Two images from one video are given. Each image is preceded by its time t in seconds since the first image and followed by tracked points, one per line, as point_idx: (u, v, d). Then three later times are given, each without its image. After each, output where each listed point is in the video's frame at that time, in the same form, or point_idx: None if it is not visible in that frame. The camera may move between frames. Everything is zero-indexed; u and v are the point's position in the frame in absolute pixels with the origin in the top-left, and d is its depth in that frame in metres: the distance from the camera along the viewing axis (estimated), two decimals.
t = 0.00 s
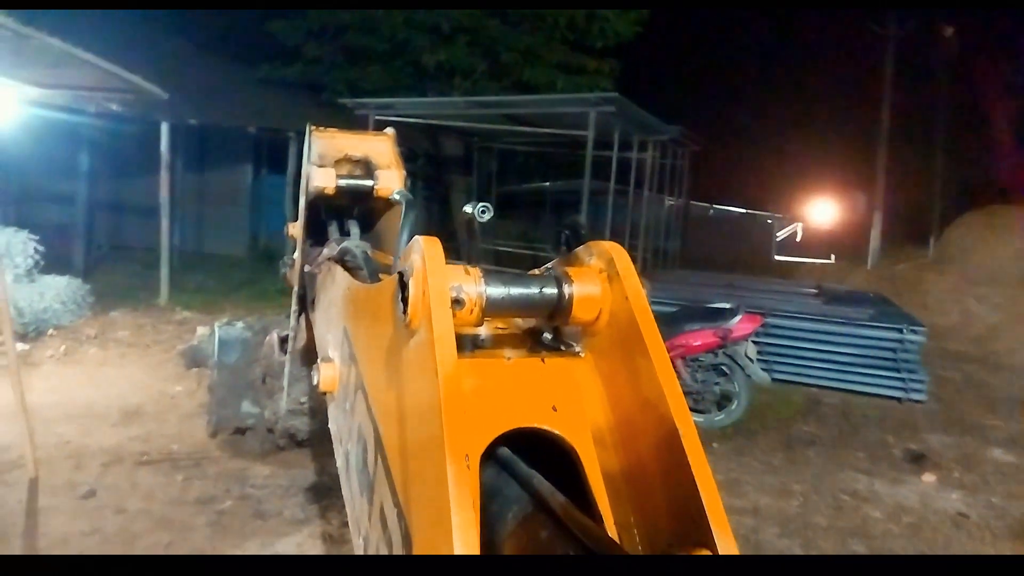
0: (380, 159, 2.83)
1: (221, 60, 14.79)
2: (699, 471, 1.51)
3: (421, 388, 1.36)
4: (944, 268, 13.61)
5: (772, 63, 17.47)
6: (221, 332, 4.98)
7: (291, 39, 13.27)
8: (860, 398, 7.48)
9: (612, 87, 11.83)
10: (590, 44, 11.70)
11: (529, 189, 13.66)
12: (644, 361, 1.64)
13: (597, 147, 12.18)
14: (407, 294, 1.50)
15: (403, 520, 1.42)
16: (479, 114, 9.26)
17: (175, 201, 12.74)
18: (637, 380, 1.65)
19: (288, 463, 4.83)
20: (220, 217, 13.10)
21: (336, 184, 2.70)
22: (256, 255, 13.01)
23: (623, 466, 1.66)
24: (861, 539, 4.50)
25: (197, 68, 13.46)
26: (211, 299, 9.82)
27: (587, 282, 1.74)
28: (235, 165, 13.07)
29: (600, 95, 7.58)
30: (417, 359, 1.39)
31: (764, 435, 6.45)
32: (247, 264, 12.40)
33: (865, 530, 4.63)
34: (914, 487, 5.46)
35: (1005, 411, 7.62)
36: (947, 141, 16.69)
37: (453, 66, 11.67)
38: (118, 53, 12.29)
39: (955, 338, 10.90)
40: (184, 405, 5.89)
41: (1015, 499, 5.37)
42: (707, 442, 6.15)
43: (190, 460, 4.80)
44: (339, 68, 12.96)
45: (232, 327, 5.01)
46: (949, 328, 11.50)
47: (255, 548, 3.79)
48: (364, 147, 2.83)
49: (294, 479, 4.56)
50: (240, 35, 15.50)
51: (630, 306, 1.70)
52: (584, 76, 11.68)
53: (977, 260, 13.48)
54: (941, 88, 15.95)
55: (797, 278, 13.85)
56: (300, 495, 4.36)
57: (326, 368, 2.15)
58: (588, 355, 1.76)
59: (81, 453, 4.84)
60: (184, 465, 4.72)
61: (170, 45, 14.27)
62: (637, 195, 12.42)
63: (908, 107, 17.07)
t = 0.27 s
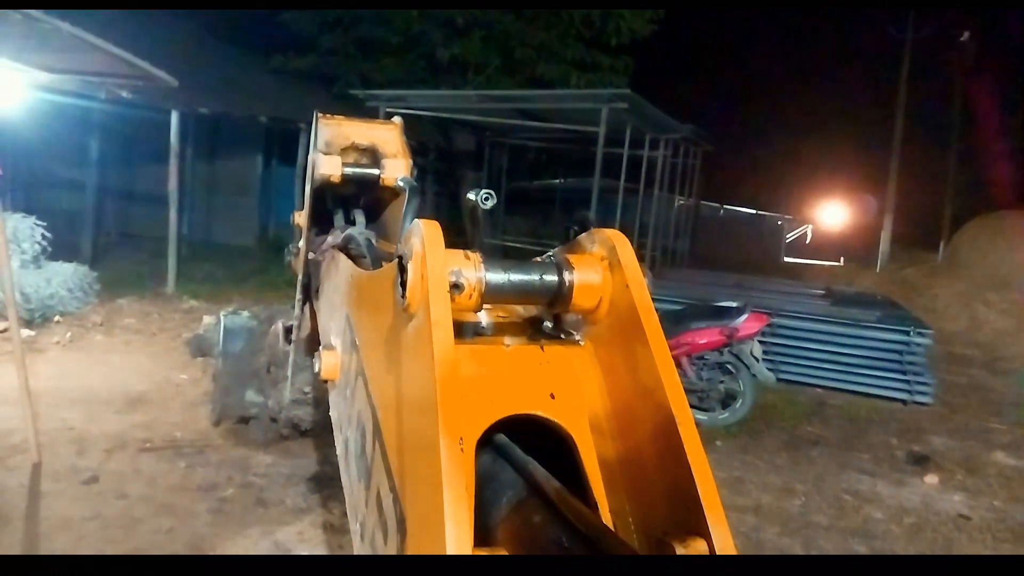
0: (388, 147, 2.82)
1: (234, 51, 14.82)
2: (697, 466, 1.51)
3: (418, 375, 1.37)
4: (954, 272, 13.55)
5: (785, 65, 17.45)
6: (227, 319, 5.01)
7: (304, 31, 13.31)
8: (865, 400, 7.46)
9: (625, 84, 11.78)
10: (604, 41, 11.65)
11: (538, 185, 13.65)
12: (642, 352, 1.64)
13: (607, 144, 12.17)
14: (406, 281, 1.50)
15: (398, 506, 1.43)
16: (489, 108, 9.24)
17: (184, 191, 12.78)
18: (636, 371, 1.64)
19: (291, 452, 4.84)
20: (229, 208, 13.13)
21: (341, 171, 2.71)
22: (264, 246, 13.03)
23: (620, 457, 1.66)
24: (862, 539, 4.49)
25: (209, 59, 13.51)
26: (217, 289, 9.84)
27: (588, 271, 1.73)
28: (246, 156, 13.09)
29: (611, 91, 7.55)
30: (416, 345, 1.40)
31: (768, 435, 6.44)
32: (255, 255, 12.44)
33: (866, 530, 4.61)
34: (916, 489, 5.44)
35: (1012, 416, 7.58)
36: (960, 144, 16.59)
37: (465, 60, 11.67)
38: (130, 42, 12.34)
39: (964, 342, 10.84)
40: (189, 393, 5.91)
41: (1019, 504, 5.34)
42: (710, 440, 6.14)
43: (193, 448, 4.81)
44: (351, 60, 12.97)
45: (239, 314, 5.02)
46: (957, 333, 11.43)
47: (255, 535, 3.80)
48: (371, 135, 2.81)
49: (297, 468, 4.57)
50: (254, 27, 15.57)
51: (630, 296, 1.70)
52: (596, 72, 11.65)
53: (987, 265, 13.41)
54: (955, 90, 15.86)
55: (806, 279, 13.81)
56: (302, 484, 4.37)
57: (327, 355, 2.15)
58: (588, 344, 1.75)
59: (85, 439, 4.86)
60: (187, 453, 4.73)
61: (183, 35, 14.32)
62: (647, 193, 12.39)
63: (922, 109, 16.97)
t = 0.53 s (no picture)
0: (383, 135, 2.82)
1: (232, 42, 14.79)
2: (688, 453, 1.50)
3: (408, 363, 1.38)
4: (955, 259, 13.54)
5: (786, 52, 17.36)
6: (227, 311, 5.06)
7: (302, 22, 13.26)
8: (865, 387, 7.46)
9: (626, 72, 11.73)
10: (604, 29, 11.60)
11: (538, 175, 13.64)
12: (634, 338, 1.63)
13: (607, 133, 12.14)
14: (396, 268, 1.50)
15: (390, 494, 1.43)
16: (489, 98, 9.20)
17: (184, 183, 12.77)
18: (627, 357, 1.64)
19: (291, 442, 4.84)
20: (230, 199, 13.13)
21: (337, 161, 2.70)
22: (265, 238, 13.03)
23: (613, 443, 1.66)
24: (861, 525, 4.49)
25: (208, 50, 13.47)
26: (217, 280, 9.84)
27: (579, 256, 1.72)
28: (245, 147, 13.07)
29: (610, 79, 7.50)
30: (406, 332, 1.41)
31: (768, 423, 6.44)
32: (255, 247, 12.46)
33: (865, 516, 4.61)
34: (916, 475, 5.44)
35: (1013, 403, 7.58)
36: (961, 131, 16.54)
37: (465, 49, 11.63)
38: (128, 33, 12.31)
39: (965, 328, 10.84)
40: (189, 384, 5.92)
41: (1018, 489, 5.34)
42: (710, 428, 6.14)
43: (193, 439, 4.81)
44: (351, 51, 12.93)
45: (239, 306, 5.05)
46: (958, 320, 11.43)
47: (254, 525, 3.81)
48: (366, 123, 2.81)
49: (297, 458, 4.58)
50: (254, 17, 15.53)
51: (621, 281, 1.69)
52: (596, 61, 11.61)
53: (989, 252, 13.39)
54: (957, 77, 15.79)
55: (806, 268, 13.82)
56: (302, 474, 4.38)
57: (322, 344, 2.15)
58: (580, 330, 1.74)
59: (84, 431, 4.86)
60: (187, 444, 4.73)
61: (181, 27, 14.28)
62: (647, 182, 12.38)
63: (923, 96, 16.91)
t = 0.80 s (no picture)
0: (376, 135, 2.79)
1: (227, 46, 14.79)
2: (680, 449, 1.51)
3: (400, 365, 1.39)
4: (956, 244, 13.51)
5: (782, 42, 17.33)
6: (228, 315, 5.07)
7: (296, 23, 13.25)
8: (868, 375, 7.45)
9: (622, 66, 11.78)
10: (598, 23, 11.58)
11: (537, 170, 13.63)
12: (626, 335, 1.64)
13: (604, 127, 12.12)
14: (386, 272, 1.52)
15: (386, 496, 1.45)
16: (485, 95, 9.19)
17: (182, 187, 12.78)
18: (619, 354, 1.65)
19: (294, 444, 4.84)
20: (229, 202, 13.12)
21: (331, 162, 2.71)
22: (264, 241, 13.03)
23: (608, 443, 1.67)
24: (867, 516, 4.48)
25: (203, 53, 13.46)
26: (218, 284, 9.84)
27: (570, 254, 1.73)
28: (243, 150, 13.06)
29: (605, 73, 7.49)
30: (397, 334, 1.43)
31: (771, 414, 6.44)
32: (255, 249, 12.46)
33: (871, 507, 4.61)
34: (922, 464, 5.44)
35: (1017, 388, 7.56)
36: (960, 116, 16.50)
37: (460, 46, 11.60)
38: (122, 39, 12.30)
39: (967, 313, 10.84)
40: (191, 389, 5.93)
41: None
42: (713, 421, 6.14)
43: (196, 444, 4.82)
44: (346, 51, 12.92)
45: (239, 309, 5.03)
46: (961, 305, 11.42)
47: (258, 530, 3.82)
48: (359, 124, 2.79)
49: (300, 461, 4.58)
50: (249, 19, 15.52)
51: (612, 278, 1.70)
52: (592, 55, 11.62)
53: (991, 237, 13.36)
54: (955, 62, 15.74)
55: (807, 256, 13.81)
56: (305, 477, 4.38)
57: (319, 346, 2.15)
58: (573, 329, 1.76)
59: (88, 437, 4.87)
60: (190, 449, 4.74)
61: (175, 31, 14.27)
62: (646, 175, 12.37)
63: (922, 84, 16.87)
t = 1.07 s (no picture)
0: (390, 145, 2.81)
1: (244, 50, 14.90)
2: (684, 460, 1.61)
3: (407, 380, 1.45)
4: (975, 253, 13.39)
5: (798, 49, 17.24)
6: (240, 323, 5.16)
7: (312, 26, 13.32)
8: (884, 386, 7.37)
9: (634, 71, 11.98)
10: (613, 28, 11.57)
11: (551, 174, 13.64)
12: (632, 350, 1.74)
13: (619, 133, 12.10)
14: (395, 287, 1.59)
15: (393, 509, 1.50)
16: (500, 100, 9.19)
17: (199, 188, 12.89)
18: (626, 367, 1.76)
19: (305, 447, 4.86)
20: (245, 203, 13.20)
21: (345, 171, 2.72)
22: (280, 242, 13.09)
23: (611, 457, 1.77)
24: (884, 532, 4.44)
25: (220, 56, 13.56)
26: (234, 285, 9.89)
27: (578, 272, 1.84)
28: (259, 151, 13.14)
29: (618, 79, 7.47)
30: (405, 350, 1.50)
31: (784, 424, 6.40)
32: (270, 250, 12.53)
33: (889, 522, 4.56)
34: (939, 479, 5.39)
35: None
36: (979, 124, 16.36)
37: (477, 51, 11.61)
38: (141, 41, 12.40)
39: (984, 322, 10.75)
40: (204, 389, 5.97)
41: None
42: (726, 431, 6.12)
43: (209, 445, 4.84)
44: (362, 55, 12.97)
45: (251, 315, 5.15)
46: (979, 314, 11.32)
47: (269, 533, 3.83)
48: (373, 134, 2.80)
49: (311, 465, 4.60)
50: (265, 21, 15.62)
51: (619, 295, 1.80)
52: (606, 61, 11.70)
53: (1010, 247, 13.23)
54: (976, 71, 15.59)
55: (822, 264, 13.72)
56: (316, 481, 4.39)
57: (330, 354, 2.15)
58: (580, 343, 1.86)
59: (101, 437, 4.90)
60: (202, 450, 4.76)
61: (193, 33, 14.38)
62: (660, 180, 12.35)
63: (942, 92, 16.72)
